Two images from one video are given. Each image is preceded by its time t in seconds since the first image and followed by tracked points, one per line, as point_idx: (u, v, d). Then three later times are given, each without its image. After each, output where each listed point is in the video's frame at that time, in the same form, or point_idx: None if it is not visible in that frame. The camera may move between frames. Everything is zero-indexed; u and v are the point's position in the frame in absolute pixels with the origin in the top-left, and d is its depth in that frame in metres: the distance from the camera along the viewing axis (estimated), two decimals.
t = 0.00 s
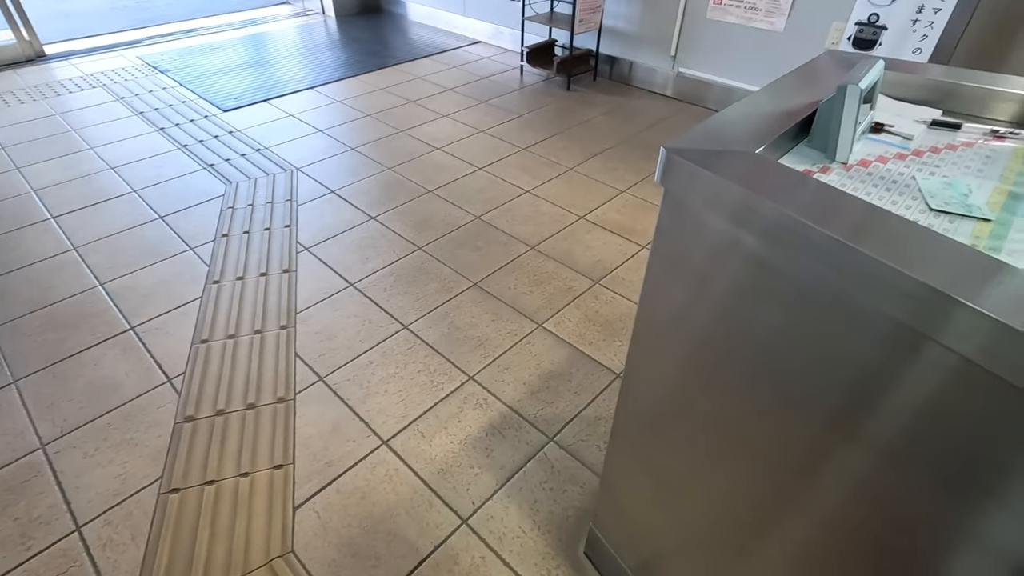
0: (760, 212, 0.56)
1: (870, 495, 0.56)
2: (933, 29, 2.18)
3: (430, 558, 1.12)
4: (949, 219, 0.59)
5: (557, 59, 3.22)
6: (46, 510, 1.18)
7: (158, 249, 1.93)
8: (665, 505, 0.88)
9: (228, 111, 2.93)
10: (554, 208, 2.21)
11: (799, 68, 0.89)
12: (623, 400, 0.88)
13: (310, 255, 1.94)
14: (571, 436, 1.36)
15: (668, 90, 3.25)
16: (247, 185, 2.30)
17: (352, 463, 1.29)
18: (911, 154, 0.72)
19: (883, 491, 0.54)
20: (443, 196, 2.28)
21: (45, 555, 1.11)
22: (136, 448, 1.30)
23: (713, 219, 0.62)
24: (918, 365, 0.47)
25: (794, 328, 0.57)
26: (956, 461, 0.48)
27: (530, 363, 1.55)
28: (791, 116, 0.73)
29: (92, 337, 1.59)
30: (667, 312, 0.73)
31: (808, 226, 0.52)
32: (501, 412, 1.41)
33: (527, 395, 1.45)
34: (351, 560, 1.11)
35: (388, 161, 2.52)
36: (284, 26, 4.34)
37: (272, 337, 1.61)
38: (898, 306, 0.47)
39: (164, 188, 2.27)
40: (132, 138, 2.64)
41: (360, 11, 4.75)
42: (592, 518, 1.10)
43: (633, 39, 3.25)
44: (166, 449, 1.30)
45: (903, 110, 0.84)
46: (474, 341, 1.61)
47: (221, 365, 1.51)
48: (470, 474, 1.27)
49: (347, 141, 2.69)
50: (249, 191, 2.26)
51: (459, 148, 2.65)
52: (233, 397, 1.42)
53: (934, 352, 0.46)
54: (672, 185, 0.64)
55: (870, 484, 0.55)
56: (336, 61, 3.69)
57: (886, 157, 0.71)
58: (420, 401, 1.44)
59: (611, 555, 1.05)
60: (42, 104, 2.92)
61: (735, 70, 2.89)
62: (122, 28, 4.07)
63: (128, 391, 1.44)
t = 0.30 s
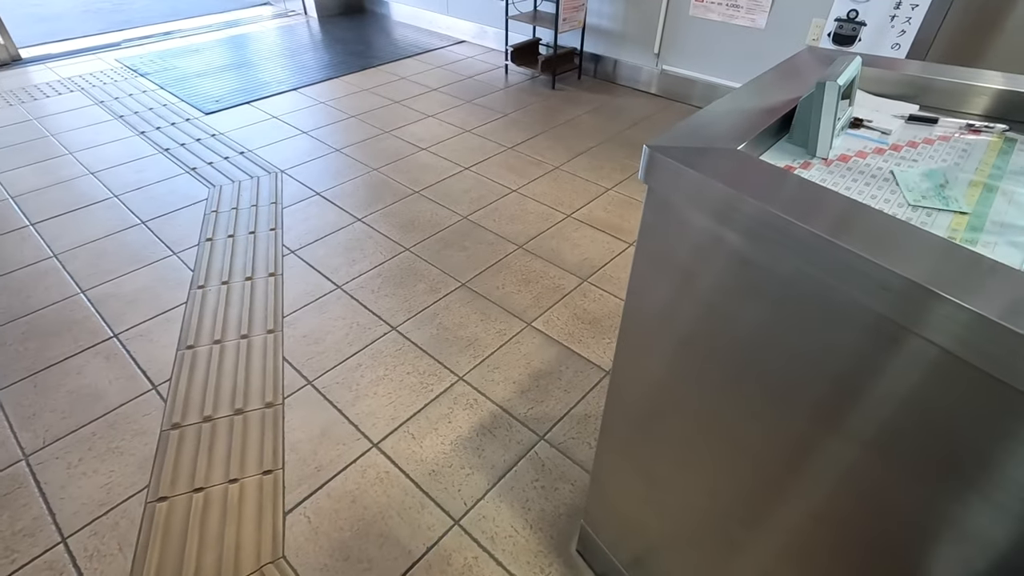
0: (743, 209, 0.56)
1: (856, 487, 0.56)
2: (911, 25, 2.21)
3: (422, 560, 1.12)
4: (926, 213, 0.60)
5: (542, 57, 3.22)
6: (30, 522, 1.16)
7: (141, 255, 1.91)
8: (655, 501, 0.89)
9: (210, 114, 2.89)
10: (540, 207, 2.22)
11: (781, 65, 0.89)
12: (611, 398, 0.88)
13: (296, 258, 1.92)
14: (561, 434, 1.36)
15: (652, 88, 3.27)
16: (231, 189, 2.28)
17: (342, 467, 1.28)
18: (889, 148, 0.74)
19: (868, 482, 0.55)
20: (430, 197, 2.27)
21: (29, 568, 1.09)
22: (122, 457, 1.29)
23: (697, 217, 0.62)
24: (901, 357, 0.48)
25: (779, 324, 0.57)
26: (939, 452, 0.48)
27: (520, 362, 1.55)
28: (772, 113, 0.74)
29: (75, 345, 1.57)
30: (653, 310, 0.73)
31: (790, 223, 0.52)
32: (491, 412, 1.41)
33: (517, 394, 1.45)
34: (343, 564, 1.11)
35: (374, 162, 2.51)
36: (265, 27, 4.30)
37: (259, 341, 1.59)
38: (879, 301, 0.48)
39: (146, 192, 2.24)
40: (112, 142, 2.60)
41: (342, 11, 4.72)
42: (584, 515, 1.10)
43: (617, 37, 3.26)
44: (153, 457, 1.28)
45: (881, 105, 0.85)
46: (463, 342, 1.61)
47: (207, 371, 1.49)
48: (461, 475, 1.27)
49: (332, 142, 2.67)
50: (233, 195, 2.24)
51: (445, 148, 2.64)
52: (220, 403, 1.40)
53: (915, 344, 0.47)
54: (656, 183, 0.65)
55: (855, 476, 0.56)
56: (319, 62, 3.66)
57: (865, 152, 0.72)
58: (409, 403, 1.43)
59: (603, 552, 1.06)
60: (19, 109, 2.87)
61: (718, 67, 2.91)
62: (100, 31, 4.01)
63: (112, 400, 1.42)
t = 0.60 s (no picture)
0: (732, 206, 0.56)
1: (847, 480, 0.57)
2: (895, 20, 2.23)
3: (417, 562, 1.11)
4: (911, 208, 0.60)
5: (530, 56, 3.22)
6: (18, 531, 1.15)
7: (127, 259, 1.88)
8: (648, 498, 0.89)
9: (196, 116, 2.86)
10: (531, 205, 2.22)
11: (768, 61, 0.90)
12: (604, 396, 0.89)
13: (285, 259, 1.91)
14: (555, 433, 1.36)
15: (641, 85, 3.27)
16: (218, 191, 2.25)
17: (335, 469, 1.28)
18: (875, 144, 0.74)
19: (859, 475, 0.56)
20: (420, 197, 2.26)
21: None
22: (111, 464, 1.27)
23: (686, 214, 0.62)
24: (889, 351, 0.49)
25: (769, 320, 0.58)
26: (926, 445, 0.49)
27: (512, 361, 1.55)
28: (759, 109, 0.74)
29: (61, 352, 1.55)
30: (644, 308, 0.73)
31: (778, 219, 0.52)
32: (485, 412, 1.41)
33: (510, 393, 1.45)
34: (337, 567, 1.10)
35: (363, 162, 2.50)
36: (251, 27, 4.26)
37: (250, 344, 1.58)
38: (866, 295, 0.48)
39: (131, 195, 2.21)
40: (96, 145, 2.56)
41: (329, 11, 4.69)
42: (578, 513, 1.11)
43: (605, 34, 3.27)
44: (143, 463, 1.27)
45: (867, 100, 0.86)
46: (456, 341, 1.61)
47: (197, 375, 1.48)
48: (456, 475, 1.27)
49: (321, 142, 2.65)
50: (221, 197, 2.22)
51: (435, 148, 2.64)
52: (211, 408, 1.39)
53: (902, 338, 0.47)
54: (645, 180, 0.65)
55: (845, 470, 0.57)
56: (307, 62, 3.64)
57: (851, 148, 0.73)
58: (402, 404, 1.43)
59: (599, 549, 1.06)
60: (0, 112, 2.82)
61: (706, 64, 2.92)
62: (82, 32, 3.95)
63: (100, 406, 1.40)
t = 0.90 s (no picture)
0: (721, 203, 0.56)
1: (838, 476, 0.57)
2: (882, 16, 2.24)
3: (410, 563, 1.11)
4: (899, 201, 0.60)
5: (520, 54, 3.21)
6: (5, 539, 1.13)
7: (115, 262, 1.86)
8: (642, 496, 0.89)
9: (183, 116, 2.84)
10: (522, 204, 2.21)
11: (755, 57, 0.90)
12: (596, 396, 0.89)
13: (275, 260, 1.90)
14: (548, 431, 1.36)
15: (631, 82, 3.27)
16: (206, 192, 2.23)
17: (327, 471, 1.27)
18: (861, 138, 0.74)
19: (850, 470, 0.56)
20: (411, 196, 2.25)
21: None
22: (100, 469, 1.26)
23: (675, 211, 0.62)
24: (877, 345, 0.49)
25: (759, 317, 0.58)
26: (916, 440, 0.49)
27: (504, 360, 1.54)
28: (747, 105, 0.74)
29: (47, 357, 1.53)
30: (634, 307, 0.73)
31: (766, 215, 0.52)
32: (477, 411, 1.40)
33: (502, 392, 1.45)
34: (330, 570, 1.10)
35: (353, 162, 2.48)
36: (238, 27, 4.23)
37: (240, 347, 1.56)
38: (854, 290, 0.48)
39: (118, 198, 2.18)
40: (82, 147, 2.53)
41: (317, 10, 4.66)
42: (572, 511, 1.10)
43: (595, 32, 3.26)
44: (132, 468, 1.26)
45: (854, 95, 0.86)
46: (448, 341, 1.60)
47: (187, 379, 1.46)
48: (449, 475, 1.27)
49: (310, 142, 2.64)
50: (209, 198, 2.20)
51: (425, 147, 2.63)
52: (201, 411, 1.38)
53: (890, 332, 0.47)
54: (634, 178, 0.64)
55: (837, 466, 0.57)
56: (295, 62, 3.61)
57: (838, 143, 0.73)
58: (394, 404, 1.42)
59: (592, 547, 1.06)
60: None
61: (695, 60, 2.92)
62: (66, 33, 3.90)
63: (88, 411, 1.39)
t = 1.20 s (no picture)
0: (713, 201, 0.56)
1: (831, 472, 0.57)
2: (872, 13, 2.25)
3: (406, 564, 1.10)
4: (894, 194, 0.60)
5: (512, 52, 3.20)
6: None
7: (105, 264, 1.84)
8: (637, 494, 0.89)
9: (173, 117, 2.81)
10: (515, 202, 2.21)
11: (747, 53, 0.89)
12: (589, 394, 0.88)
13: (267, 261, 1.88)
14: (543, 429, 1.36)
15: (623, 80, 3.27)
16: (197, 193, 2.22)
17: (321, 473, 1.26)
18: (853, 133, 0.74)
19: (842, 467, 0.56)
20: (403, 195, 2.24)
21: None
22: (90, 474, 1.24)
23: (668, 209, 0.61)
24: (870, 341, 0.49)
25: (751, 314, 0.58)
26: (908, 435, 0.49)
27: (499, 359, 1.54)
28: (738, 101, 0.73)
29: (36, 361, 1.51)
30: (627, 305, 0.73)
31: (759, 212, 0.52)
32: (472, 411, 1.40)
33: (497, 391, 1.45)
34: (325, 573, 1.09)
35: (345, 162, 2.47)
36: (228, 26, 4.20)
37: (231, 349, 1.55)
38: (846, 286, 0.48)
39: (107, 200, 2.16)
40: (70, 148, 2.51)
41: (307, 9, 4.63)
42: (567, 511, 1.10)
43: (587, 30, 3.26)
44: (124, 472, 1.24)
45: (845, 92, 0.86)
46: (442, 341, 1.59)
47: (178, 382, 1.45)
48: (444, 475, 1.26)
49: (301, 142, 2.62)
50: (199, 199, 2.18)
51: (417, 146, 2.61)
52: (193, 414, 1.36)
53: (881, 328, 0.47)
54: (626, 175, 0.64)
55: (830, 463, 0.57)
56: (286, 61, 3.59)
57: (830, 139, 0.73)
58: (389, 405, 1.41)
59: (588, 545, 1.06)
60: None
61: (687, 58, 2.93)
62: (54, 33, 3.86)
63: (78, 416, 1.37)
